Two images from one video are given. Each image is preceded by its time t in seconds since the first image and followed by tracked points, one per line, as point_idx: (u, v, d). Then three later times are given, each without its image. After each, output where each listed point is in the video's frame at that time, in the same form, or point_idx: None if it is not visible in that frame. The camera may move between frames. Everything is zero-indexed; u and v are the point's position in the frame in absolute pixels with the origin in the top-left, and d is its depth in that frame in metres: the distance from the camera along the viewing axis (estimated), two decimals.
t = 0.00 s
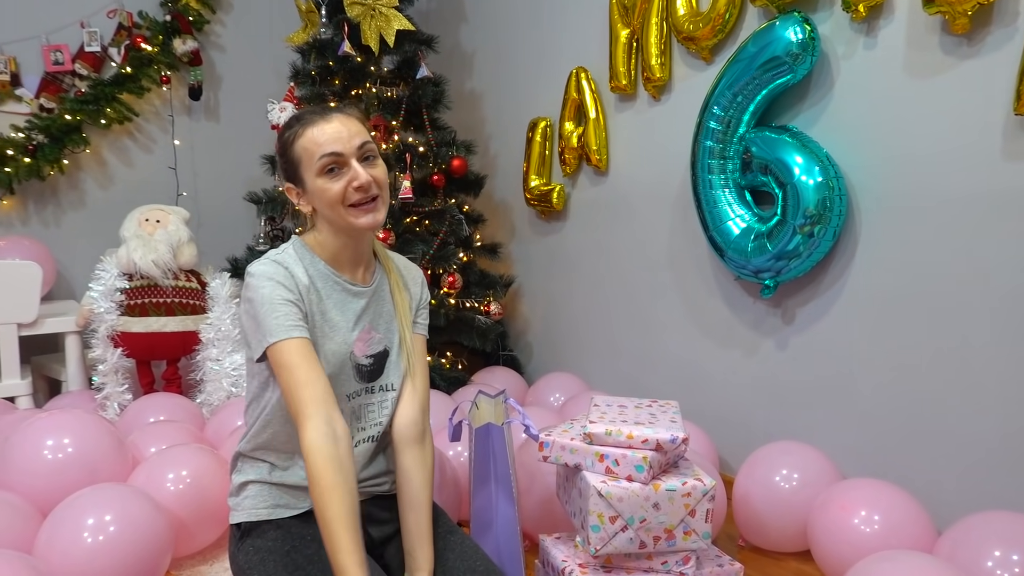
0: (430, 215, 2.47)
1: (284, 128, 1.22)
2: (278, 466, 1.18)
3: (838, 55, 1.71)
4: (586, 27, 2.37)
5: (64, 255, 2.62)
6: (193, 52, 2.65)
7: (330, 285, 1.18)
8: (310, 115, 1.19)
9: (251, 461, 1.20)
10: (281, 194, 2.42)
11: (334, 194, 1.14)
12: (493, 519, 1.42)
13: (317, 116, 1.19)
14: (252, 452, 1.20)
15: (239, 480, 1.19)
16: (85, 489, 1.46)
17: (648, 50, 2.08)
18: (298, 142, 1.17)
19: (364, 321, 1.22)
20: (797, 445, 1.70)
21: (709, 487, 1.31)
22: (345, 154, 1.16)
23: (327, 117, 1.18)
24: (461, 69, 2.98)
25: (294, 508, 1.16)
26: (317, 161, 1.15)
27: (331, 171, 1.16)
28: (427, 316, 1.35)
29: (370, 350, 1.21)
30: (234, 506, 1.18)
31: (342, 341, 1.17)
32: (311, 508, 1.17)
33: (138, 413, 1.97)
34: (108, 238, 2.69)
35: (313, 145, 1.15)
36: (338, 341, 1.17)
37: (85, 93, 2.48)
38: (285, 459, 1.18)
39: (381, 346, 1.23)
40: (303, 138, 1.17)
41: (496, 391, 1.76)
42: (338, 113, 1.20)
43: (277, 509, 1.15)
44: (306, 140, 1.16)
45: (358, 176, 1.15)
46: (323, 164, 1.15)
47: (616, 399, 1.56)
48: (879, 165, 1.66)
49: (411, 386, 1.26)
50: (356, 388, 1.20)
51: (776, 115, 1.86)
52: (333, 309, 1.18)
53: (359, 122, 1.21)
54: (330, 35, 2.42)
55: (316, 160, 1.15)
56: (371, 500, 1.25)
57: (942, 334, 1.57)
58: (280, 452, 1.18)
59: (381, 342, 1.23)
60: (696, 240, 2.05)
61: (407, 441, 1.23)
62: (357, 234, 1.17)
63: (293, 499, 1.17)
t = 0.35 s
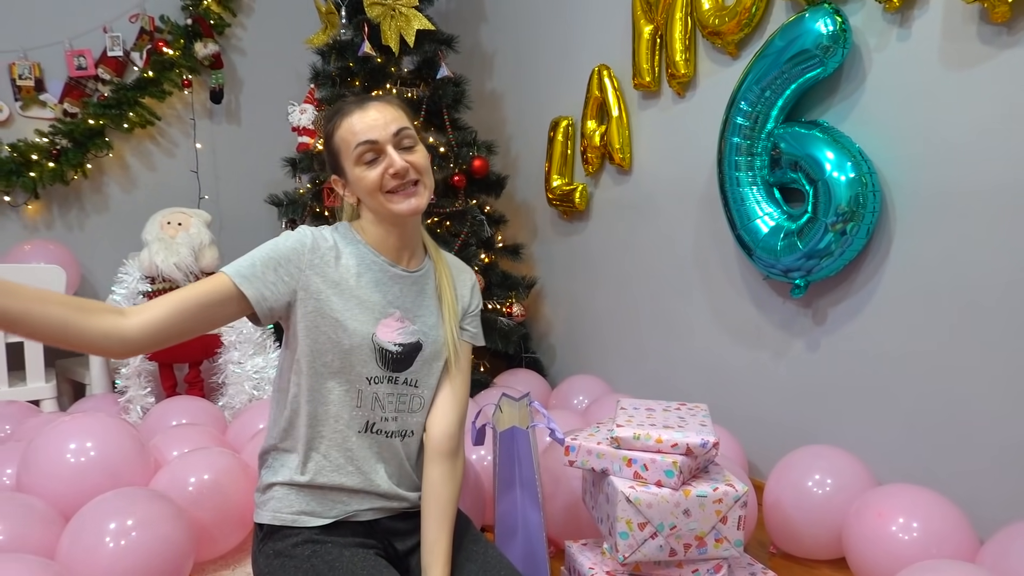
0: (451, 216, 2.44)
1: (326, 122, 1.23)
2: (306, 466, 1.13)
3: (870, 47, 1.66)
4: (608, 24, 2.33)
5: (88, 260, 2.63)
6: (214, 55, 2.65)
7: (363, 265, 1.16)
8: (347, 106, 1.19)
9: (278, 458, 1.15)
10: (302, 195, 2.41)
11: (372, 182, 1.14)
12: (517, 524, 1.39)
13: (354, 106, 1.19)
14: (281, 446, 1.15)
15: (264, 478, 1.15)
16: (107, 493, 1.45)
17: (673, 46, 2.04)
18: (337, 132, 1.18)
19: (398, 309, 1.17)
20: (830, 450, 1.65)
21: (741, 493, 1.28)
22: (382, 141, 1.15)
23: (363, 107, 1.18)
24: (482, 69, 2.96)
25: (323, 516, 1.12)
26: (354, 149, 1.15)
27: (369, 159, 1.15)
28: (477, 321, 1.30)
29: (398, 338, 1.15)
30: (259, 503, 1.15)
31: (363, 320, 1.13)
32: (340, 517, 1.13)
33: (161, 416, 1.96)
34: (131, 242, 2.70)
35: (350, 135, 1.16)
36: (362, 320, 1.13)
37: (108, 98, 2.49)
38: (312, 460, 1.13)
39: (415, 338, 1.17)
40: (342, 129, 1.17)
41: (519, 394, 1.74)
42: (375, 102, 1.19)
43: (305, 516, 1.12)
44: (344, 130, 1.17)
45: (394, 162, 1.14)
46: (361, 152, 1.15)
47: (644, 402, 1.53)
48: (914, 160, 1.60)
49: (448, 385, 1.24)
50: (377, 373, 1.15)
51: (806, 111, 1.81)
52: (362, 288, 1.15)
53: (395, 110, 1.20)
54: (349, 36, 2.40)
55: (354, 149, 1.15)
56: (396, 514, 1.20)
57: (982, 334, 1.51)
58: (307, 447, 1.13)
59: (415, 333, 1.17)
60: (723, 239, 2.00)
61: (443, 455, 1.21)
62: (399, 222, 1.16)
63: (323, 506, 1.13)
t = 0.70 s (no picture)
0: (474, 216, 2.41)
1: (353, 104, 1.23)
2: (320, 472, 1.11)
3: (909, 39, 1.60)
4: (635, 20, 2.29)
5: (113, 259, 2.64)
6: (237, 55, 2.65)
7: (375, 258, 1.14)
8: (370, 86, 1.19)
9: (298, 462, 1.14)
10: (325, 195, 2.40)
11: (376, 160, 1.12)
12: (543, 530, 1.36)
13: (379, 84, 1.19)
14: (304, 448, 1.15)
15: (284, 480, 1.15)
16: (129, 494, 1.43)
17: (701, 40, 1.99)
18: (355, 107, 1.18)
19: (408, 304, 1.12)
20: (867, 455, 1.60)
21: (777, 500, 1.23)
22: (393, 120, 1.13)
23: (386, 86, 1.17)
24: (505, 67, 2.93)
25: (338, 529, 1.10)
26: (364, 125, 1.14)
27: (378, 138, 1.14)
28: (509, 322, 1.18)
29: (397, 333, 1.08)
30: (278, 505, 1.15)
31: (362, 312, 1.09)
32: (355, 532, 1.11)
33: (184, 415, 1.96)
34: (155, 242, 2.71)
35: (362, 113, 1.15)
36: (358, 312, 1.10)
37: (133, 98, 2.50)
38: (326, 467, 1.11)
39: (420, 334, 1.09)
40: (358, 107, 1.17)
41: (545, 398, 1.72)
42: (401, 82, 1.18)
43: (319, 528, 1.10)
44: (359, 108, 1.16)
45: (400, 143, 1.11)
46: (370, 129, 1.14)
47: (674, 405, 1.48)
48: (955, 155, 1.55)
49: (470, 389, 1.16)
50: (376, 367, 1.10)
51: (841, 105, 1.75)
52: (370, 281, 1.12)
53: (420, 93, 1.18)
54: (373, 34, 2.38)
55: (364, 127, 1.14)
56: (411, 529, 1.16)
57: None
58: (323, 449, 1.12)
59: (420, 330, 1.09)
60: (753, 238, 1.95)
61: (461, 474, 1.13)
62: (401, 209, 1.13)
63: (338, 519, 1.10)
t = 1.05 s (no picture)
0: (506, 214, 2.36)
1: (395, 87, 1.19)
2: (354, 475, 1.07)
3: (967, 25, 1.52)
4: (673, 12, 2.22)
5: (146, 257, 2.65)
6: (270, 53, 2.63)
7: (414, 257, 1.09)
8: (415, 71, 1.14)
9: (328, 466, 1.09)
10: (357, 192, 2.38)
11: (420, 154, 1.08)
12: (580, 539, 1.30)
13: (424, 71, 1.14)
14: (334, 452, 1.09)
15: (314, 484, 1.10)
16: (158, 493, 1.41)
17: (743, 31, 1.92)
18: (399, 93, 1.13)
19: (449, 306, 1.09)
20: (920, 464, 1.52)
21: (828, 511, 1.17)
22: (439, 111, 1.09)
23: (432, 73, 1.13)
24: (538, 63, 2.88)
25: (375, 534, 1.07)
26: (408, 114, 1.10)
27: (422, 130, 1.10)
28: (543, 321, 1.21)
29: (445, 339, 1.06)
30: (308, 510, 1.10)
31: (406, 318, 1.06)
32: (394, 536, 1.08)
33: (216, 413, 1.94)
34: (188, 240, 2.71)
35: (408, 101, 1.11)
36: (401, 318, 1.05)
37: (167, 96, 2.50)
38: (362, 471, 1.07)
39: (465, 337, 1.09)
40: (402, 94, 1.13)
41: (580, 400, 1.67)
42: (447, 70, 1.14)
43: (355, 533, 1.06)
44: (404, 96, 1.12)
45: (446, 137, 1.07)
46: (415, 119, 1.10)
47: (716, 409, 1.42)
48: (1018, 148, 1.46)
49: (509, 388, 1.16)
50: (423, 375, 1.06)
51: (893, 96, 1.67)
52: (411, 282, 1.07)
53: (466, 82, 1.14)
54: (405, 30, 2.34)
55: (408, 116, 1.10)
56: (449, 531, 1.13)
57: None
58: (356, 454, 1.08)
59: (466, 333, 1.09)
60: (797, 235, 1.88)
61: (501, 471, 1.14)
62: (443, 205, 1.09)
63: (374, 523, 1.06)
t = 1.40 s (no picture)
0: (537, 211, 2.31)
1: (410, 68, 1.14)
2: (368, 487, 1.02)
3: None
4: (709, 5, 2.15)
5: (174, 257, 2.65)
6: (298, 51, 2.60)
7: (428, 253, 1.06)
8: (431, 54, 1.09)
9: (341, 478, 1.05)
10: (384, 192, 2.34)
11: (429, 144, 1.04)
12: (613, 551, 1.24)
13: (441, 54, 1.09)
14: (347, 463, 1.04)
15: (329, 497, 1.06)
16: (179, 497, 1.38)
17: (783, 23, 1.84)
18: (413, 78, 1.09)
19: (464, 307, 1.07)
20: (975, 476, 1.43)
21: (881, 526, 1.09)
22: (452, 99, 1.05)
23: (448, 57, 1.08)
24: (569, 60, 2.82)
25: (394, 547, 1.02)
26: (419, 102, 1.05)
27: (434, 118, 1.05)
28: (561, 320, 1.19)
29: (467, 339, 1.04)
30: (324, 522, 1.06)
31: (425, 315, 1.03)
32: (413, 549, 1.03)
33: (241, 414, 1.92)
34: (215, 240, 2.70)
35: (420, 86, 1.06)
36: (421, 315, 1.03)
37: (195, 96, 2.49)
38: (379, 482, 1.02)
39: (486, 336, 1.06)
40: (416, 77, 1.08)
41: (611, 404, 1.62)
42: (465, 54, 1.09)
43: (372, 546, 1.02)
44: (417, 80, 1.07)
45: (457, 128, 1.03)
46: (426, 107, 1.05)
47: (757, 416, 1.36)
48: None
49: (529, 392, 1.12)
50: (443, 379, 1.03)
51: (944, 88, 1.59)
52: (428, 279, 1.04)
53: (485, 68, 1.08)
54: (433, 27, 2.32)
55: (420, 102, 1.06)
56: (472, 542, 1.08)
57: None
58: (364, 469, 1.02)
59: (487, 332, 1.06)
60: (840, 234, 1.80)
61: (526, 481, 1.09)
62: (452, 200, 1.06)
63: (393, 536, 1.02)
